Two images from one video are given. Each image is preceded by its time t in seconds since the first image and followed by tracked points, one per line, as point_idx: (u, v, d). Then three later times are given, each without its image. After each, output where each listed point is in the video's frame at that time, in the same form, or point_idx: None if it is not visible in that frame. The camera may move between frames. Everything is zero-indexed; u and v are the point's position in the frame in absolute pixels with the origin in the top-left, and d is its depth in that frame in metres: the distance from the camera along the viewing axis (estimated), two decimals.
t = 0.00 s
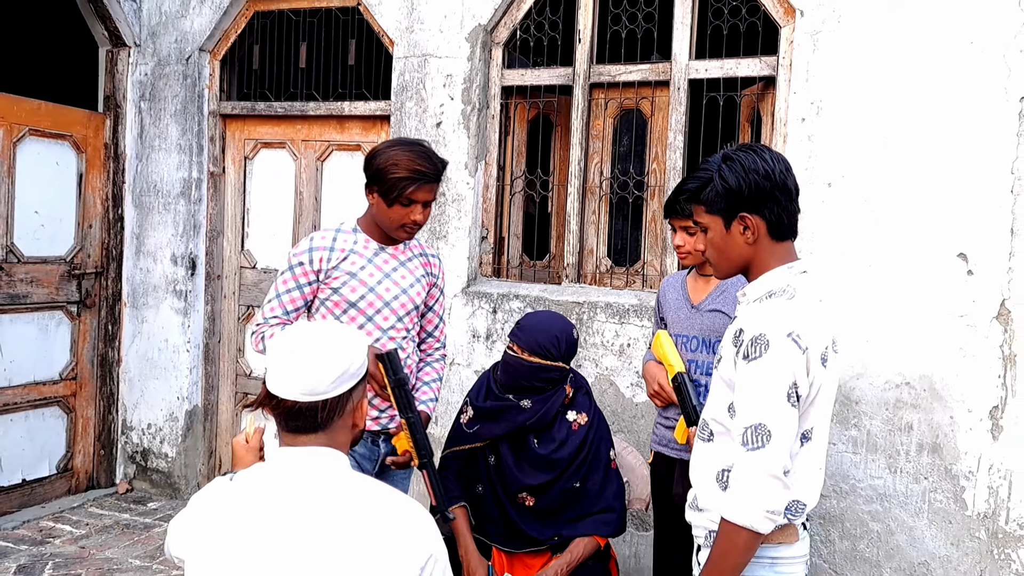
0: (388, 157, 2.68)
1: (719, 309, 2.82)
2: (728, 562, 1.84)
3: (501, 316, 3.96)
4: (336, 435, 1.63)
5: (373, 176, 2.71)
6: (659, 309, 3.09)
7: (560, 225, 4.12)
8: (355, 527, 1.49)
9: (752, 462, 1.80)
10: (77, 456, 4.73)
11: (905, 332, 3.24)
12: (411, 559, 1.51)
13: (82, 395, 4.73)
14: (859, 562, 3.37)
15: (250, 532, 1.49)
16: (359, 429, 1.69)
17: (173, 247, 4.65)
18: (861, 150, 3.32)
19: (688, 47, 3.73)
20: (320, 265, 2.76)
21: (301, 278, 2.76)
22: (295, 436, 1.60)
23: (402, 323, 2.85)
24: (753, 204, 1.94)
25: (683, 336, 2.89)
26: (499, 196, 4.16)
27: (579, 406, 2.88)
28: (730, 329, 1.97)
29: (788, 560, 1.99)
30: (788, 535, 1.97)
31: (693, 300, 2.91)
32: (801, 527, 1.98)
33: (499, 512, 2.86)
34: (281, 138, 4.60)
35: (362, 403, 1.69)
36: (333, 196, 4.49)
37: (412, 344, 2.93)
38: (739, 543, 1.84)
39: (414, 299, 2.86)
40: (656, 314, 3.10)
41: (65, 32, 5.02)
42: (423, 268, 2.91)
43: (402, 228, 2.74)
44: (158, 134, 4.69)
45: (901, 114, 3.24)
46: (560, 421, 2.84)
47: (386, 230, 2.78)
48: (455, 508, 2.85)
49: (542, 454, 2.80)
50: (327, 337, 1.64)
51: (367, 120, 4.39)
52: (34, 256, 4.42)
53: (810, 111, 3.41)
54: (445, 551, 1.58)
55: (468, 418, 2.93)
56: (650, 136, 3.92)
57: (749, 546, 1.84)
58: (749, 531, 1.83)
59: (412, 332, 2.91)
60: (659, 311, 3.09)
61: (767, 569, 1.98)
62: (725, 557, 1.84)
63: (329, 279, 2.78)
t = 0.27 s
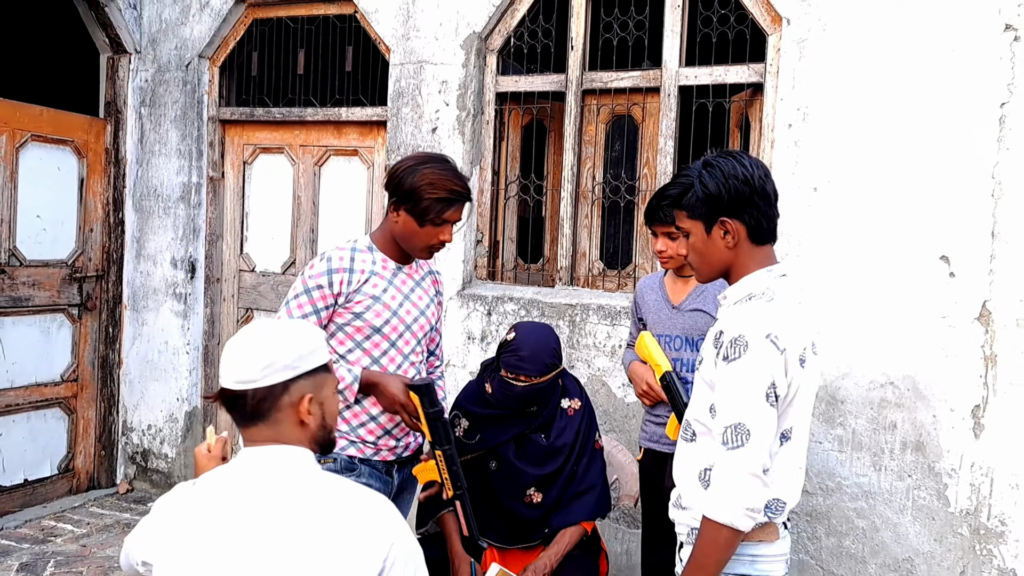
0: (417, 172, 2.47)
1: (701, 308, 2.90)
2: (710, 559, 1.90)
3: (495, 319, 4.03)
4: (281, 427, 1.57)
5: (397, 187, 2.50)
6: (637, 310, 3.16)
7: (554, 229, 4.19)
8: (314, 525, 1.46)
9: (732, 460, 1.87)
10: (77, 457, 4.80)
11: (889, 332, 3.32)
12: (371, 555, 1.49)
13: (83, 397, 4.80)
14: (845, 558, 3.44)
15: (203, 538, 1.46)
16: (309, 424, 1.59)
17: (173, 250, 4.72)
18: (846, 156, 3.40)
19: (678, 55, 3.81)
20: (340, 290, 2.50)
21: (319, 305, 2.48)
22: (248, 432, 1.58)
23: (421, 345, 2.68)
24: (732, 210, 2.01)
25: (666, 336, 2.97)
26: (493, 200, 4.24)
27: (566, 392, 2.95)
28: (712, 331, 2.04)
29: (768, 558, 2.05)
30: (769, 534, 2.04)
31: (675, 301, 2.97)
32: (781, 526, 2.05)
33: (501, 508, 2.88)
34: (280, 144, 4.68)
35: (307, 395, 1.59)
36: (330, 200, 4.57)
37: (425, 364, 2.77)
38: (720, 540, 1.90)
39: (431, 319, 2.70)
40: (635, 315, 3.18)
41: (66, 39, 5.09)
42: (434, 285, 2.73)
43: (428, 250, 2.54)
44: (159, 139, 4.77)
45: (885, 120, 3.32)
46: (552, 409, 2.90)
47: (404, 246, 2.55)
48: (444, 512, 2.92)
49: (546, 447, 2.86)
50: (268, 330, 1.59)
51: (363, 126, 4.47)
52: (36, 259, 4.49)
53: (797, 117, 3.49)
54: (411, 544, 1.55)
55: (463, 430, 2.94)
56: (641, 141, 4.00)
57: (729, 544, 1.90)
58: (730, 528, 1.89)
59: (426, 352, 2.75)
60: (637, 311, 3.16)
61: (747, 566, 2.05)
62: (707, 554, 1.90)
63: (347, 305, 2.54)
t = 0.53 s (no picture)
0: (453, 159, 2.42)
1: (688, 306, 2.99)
2: (690, 552, 1.96)
3: (490, 319, 4.10)
4: (232, 421, 1.57)
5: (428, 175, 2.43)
6: (620, 308, 3.21)
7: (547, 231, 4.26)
8: (278, 512, 1.50)
9: (708, 455, 1.92)
10: (77, 457, 4.85)
11: (874, 331, 3.39)
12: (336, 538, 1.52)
13: (82, 397, 4.86)
14: (831, 552, 3.51)
15: (170, 535, 1.49)
16: (261, 416, 1.58)
17: (171, 252, 4.78)
18: (831, 158, 3.46)
19: (668, 60, 3.88)
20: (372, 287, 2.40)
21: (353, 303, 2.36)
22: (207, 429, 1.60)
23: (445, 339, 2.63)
24: (710, 210, 2.08)
25: (655, 333, 3.04)
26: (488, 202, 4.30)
27: (555, 387, 2.99)
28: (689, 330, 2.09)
29: (750, 553, 2.07)
30: (749, 528, 2.06)
31: (663, 299, 3.04)
32: (763, 521, 2.08)
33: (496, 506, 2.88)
34: (276, 147, 4.74)
35: (255, 389, 1.58)
36: (327, 203, 4.63)
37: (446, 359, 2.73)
38: (698, 533, 1.95)
39: (454, 313, 2.65)
40: (618, 313, 3.24)
41: (66, 43, 5.15)
42: (454, 275, 2.67)
43: (460, 243, 2.50)
44: (157, 142, 4.83)
45: (869, 123, 3.39)
46: (542, 405, 2.94)
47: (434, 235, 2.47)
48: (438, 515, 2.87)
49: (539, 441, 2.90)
50: (213, 327, 1.59)
51: (359, 129, 4.53)
52: (37, 261, 4.55)
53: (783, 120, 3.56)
54: (382, 528, 1.54)
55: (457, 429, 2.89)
56: (632, 145, 4.06)
57: (708, 537, 1.95)
58: (708, 522, 1.94)
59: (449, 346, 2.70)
60: (621, 310, 3.22)
61: (729, 561, 2.06)
62: (686, 547, 1.96)
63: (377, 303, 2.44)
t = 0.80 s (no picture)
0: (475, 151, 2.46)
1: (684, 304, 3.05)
2: (667, 545, 1.98)
3: (474, 320, 4.16)
4: (206, 418, 1.63)
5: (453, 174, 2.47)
6: (619, 308, 3.27)
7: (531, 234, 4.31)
8: (253, 495, 1.54)
9: (684, 451, 1.94)
10: (62, 459, 4.86)
11: (849, 331, 3.46)
12: (311, 505, 1.58)
13: (67, 400, 4.86)
14: (808, 548, 3.57)
15: (157, 535, 1.55)
16: (236, 411, 1.64)
17: (155, 255, 4.80)
18: (808, 162, 3.53)
19: (649, 65, 3.94)
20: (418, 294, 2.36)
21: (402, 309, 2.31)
22: (187, 426, 1.66)
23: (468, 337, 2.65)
24: (687, 212, 2.12)
25: (653, 332, 3.09)
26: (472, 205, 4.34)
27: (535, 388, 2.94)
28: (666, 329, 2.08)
29: (729, 549, 2.08)
30: (729, 524, 2.08)
31: (660, 300, 3.10)
32: (743, 517, 2.09)
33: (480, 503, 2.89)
34: (261, 150, 4.77)
35: (227, 386, 1.63)
36: (312, 206, 4.67)
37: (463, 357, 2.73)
38: (676, 526, 1.97)
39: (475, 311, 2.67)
40: (617, 313, 3.30)
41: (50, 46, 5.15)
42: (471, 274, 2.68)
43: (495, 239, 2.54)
44: (141, 145, 4.84)
45: (845, 128, 3.46)
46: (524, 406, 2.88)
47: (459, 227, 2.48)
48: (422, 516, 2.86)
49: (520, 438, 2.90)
50: (189, 325, 1.66)
51: (344, 132, 4.57)
52: (21, 264, 4.56)
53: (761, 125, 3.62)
54: (360, 489, 1.62)
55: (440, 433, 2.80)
56: (614, 149, 4.12)
57: (685, 531, 1.97)
58: (685, 516, 1.96)
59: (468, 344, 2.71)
60: (619, 309, 3.29)
61: (707, 556, 2.08)
62: (664, 541, 1.98)
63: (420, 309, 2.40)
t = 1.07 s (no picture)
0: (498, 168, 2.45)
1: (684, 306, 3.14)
2: (630, 541, 1.98)
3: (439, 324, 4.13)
4: (175, 422, 1.65)
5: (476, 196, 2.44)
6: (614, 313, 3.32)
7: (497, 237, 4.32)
8: (224, 500, 1.58)
9: (651, 449, 1.93)
10: (17, 466, 4.76)
11: (809, 333, 3.53)
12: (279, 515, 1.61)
13: (22, 405, 4.76)
14: (769, 546, 3.63)
15: (129, 536, 1.57)
16: (205, 414, 1.65)
17: (114, 257, 4.73)
18: (769, 167, 3.59)
19: (613, 70, 3.98)
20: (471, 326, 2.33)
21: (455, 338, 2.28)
22: (155, 431, 1.67)
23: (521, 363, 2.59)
24: (676, 215, 2.08)
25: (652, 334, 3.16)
26: (437, 207, 4.34)
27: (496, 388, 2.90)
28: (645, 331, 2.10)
29: (693, 549, 2.05)
30: (696, 523, 2.04)
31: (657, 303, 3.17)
32: (712, 519, 2.05)
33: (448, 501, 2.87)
34: (223, 151, 4.72)
35: (194, 389, 1.65)
36: (275, 209, 4.63)
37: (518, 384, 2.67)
38: (639, 523, 1.97)
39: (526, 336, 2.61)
40: (611, 318, 3.34)
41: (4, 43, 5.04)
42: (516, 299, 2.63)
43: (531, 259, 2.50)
44: (100, 146, 4.77)
45: (804, 134, 3.53)
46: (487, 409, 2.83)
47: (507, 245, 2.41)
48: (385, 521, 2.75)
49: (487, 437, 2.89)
50: (153, 330, 1.66)
51: (307, 134, 4.54)
52: None
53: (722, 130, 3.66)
54: (314, 510, 1.65)
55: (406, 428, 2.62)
56: (579, 152, 4.15)
57: (648, 527, 1.96)
58: (648, 512, 1.95)
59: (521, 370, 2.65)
60: (613, 315, 3.33)
61: (671, 554, 2.04)
62: (627, 536, 1.98)
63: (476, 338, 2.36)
